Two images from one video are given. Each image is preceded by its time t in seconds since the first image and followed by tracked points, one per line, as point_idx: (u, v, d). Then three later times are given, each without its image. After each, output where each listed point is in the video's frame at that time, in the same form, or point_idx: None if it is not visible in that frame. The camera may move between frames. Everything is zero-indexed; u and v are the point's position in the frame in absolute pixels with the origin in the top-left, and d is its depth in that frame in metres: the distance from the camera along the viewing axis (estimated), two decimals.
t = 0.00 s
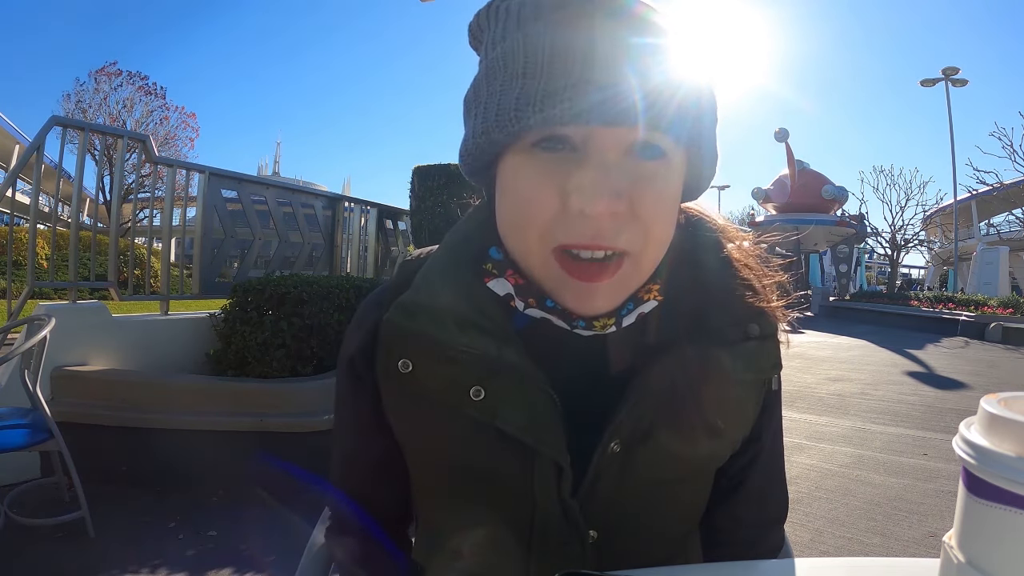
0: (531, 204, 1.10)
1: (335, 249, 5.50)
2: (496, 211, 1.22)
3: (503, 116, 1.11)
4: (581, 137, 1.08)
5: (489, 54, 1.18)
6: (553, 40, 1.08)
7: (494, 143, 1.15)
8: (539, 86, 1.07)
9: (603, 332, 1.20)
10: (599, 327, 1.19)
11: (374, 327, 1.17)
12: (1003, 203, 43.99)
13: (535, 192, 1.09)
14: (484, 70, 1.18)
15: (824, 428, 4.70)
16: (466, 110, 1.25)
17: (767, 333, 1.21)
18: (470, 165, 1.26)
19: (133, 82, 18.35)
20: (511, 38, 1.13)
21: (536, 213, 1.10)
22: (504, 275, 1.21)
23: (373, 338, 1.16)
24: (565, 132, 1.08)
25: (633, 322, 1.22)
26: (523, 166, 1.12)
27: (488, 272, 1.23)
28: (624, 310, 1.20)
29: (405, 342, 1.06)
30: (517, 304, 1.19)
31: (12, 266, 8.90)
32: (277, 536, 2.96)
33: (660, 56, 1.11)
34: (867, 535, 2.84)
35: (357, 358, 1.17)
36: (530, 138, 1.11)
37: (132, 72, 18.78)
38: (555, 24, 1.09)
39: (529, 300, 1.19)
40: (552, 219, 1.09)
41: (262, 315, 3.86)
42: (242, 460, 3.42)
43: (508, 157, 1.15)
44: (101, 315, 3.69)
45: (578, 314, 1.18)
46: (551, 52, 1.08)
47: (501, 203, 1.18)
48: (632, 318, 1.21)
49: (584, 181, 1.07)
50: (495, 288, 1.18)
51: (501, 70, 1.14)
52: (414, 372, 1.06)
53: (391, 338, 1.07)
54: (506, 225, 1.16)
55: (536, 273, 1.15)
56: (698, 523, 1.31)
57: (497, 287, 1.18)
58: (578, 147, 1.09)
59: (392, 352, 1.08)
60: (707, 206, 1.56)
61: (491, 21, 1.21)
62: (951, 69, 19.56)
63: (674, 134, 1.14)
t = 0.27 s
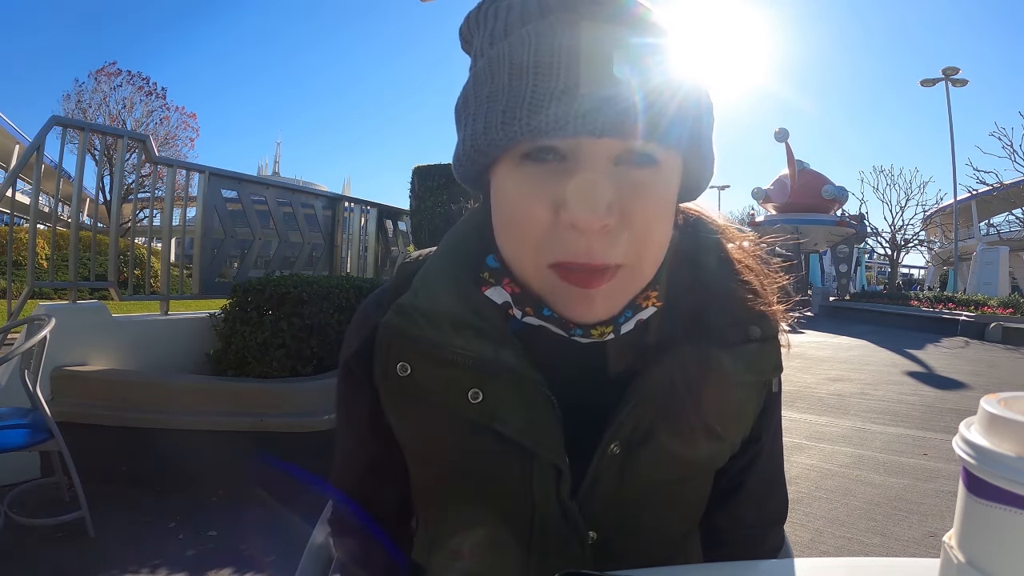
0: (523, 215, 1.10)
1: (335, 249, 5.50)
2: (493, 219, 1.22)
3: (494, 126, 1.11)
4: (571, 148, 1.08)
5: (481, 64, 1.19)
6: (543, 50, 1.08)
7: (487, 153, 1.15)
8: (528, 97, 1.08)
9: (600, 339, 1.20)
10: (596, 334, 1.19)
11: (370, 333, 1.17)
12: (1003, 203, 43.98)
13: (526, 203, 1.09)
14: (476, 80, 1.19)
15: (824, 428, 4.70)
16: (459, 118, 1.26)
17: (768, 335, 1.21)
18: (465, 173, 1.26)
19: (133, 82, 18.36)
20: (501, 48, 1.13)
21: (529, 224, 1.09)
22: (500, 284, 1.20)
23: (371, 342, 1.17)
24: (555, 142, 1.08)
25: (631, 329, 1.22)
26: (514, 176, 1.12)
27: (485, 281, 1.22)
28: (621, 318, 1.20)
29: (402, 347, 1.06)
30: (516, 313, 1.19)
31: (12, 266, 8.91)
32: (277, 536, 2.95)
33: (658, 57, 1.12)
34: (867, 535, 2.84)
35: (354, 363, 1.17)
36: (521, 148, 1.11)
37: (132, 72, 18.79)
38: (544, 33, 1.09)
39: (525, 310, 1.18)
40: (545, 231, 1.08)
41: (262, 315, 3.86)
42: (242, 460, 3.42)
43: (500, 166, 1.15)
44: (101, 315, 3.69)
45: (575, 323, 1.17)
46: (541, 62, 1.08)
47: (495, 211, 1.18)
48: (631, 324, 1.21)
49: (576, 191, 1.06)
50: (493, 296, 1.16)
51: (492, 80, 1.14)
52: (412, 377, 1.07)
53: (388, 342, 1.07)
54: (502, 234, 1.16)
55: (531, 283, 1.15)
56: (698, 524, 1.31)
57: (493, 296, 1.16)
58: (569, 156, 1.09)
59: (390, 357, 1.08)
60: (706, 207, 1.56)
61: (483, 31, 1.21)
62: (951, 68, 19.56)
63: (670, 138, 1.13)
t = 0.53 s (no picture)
0: (515, 209, 1.10)
1: (335, 249, 5.50)
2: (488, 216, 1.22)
3: (485, 121, 1.12)
4: (561, 140, 1.08)
5: (471, 64, 1.19)
6: (530, 46, 1.08)
7: (480, 148, 1.16)
8: (516, 93, 1.08)
9: (594, 334, 1.20)
10: (589, 328, 1.19)
11: (369, 329, 1.17)
12: (1003, 203, 43.98)
13: (517, 197, 1.10)
14: (468, 78, 1.19)
15: (824, 428, 4.70)
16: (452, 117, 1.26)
17: (766, 332, 1.21)
18: (459, 170, 1.27)
19: (133, 82, 18.37)
20: (490, 45, 1.14)
21: (521, 218, 1.10)
22: (494, 282, 1.20)
23: (371, 339, 1.17)
24: (545, 136, 1.09)
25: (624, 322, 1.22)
26: (506, 171, 1.12)
27: (481, 280, 1.22)
28: (614, 311, 1.20)
29: (400, 342, 1.06)
30: (511, 309, 1.19)
31: (12, 265, 8.91)
32: (277, 536, 2.95)
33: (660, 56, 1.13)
34: (866, 535, 2.84)
35: (353, 360, 1.17)
36: (512, 141, 1.12)
37: (132, 72, 18.79)
38: (531, 29, 1.09)
39: (518, 305, 1.19)
40: (536, 225, 1.08)
41: (262, 315, 3.86)
42: (241, 460, 3.42)
43: (492, 163, 1.16)
44: (101, 315, 3.69)
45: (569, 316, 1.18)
46: (528, 58, 1.08)
47: (489, 206, 1.18)
48: (625, 318, 1.22)
49: (569, 184, 1.06)
50: (488, 293, 1.17)
51: (482, 77, 1.14)
52: (411, 373, 1.06)
53: (389, 339, 1.07)
54: (496, 229, 1.16)
55: (524, 277, 1.15)
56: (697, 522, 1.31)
57: (490, 293, 1.17)
58: (560, 150, 1.09)
59: (389, 352, 1.08)
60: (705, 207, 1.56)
61: (474, 31, 1.21)
62: (951, 68, 19.56)
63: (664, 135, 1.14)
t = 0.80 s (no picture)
0: (517, 198, 1.10)
1: (335, 249, 5.50)
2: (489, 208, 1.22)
3: (490, 112, 1.12)
4: (564, 131, 1.08)
5: (477, 58, 1.19)
6: (536, 39, 1.09)
7: (484, 139, 1.15)
8: (520, 84, 1.08)
9: (590, 321, 1.20)
10: (585, 316, 1.19)
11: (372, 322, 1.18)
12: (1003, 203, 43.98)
13: (519, 186, 1.10)
14: (473, 72, 1.19)
15: (824, 428, 4.70)
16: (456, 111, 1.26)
17: (757, 322, 1.22)
18: (462, 163, 1.27)
19: (132, 82, 18.36)
20: (497, 38, 1.13)
21: (522, 207, 1.09)
22: (494, 270, 1.20)
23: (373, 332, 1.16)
24: (548, 126, 1.09)
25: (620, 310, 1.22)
26: (509, 161, 1.12)
27: (480, 267, 1.22)
28: (610, 299, 1.20)
29: (401, 332, 1.06)
30: (509, 297, 1.18)
31: (12, 265, 8.91)
32: (277, 536, 2.95)
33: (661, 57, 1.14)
34: (866, 535, 2.84)
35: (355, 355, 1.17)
36: (515, 132, 1.11)
37: (132, 72, 18.79)
38: (538, 24, 1.10)
39: (518, 293, 1.17)
40: (537, 213, 1.08)
41: (262, 315, 3.85)
42: (241, 460, 3.42)
43: (495, 154, 1.16)
44: (101, 315, 3.69)
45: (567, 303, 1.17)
46: (532, 50, 1.09)
47: (491, 197, 1.18)
48: (620, 306, 1.21)
49: (570, 173, 1.06)
50: (488, 280, 1.17)
51: (486, 70, 1.15)
52: (413, 363, 1.06)
53: (390, 332, 1.07)
54: (498, 220, 1.16)
55: (524, 265, 1.15)
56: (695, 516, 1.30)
57: (489, 280, 1.17)
58: (561, 140, 1.09)
59: (390, 343, 1.07)
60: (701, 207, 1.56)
61: (480, 25, 1.21)
62: (951, 68, 19.57)
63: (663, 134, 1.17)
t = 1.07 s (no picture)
0: (508, 204, 1.10)
1: (335, 249, 5.50)
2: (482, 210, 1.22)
3: (487, 118, 1.12)
4: (556, 141, 1.09)
5: (476, 64, 1.19)
6: (534, 48, 1.09)
7: (479, 146, 1.16)
8: (517, 92, 1.09)
9: (576, 322, 1.19)
10: (573, 317, 1.18)
11: (372, 320, 1.18)
12: (1003, 203, 43.98)
13: (511, 193, 1.10)
14: (472, 78, 1.19)
15: (824, 428, 4.70)
16: (455, 114, 1.26)
17: (751, 316, 1.22)
18: (459, 165, 1.27)
19: (133, 82, 18.37)
20: (496, 47, 1.14)
21: (513, 213, 1.10)
22: (485, 270, 1.20)
23: (373, 329, 1.17)
24: (542, 135, 1.09)
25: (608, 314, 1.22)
26: (504, 166, 1.12)
27: (474, 267, 1.22)
28: (598, 300, 1.20)
29: (401, 327, 1.07)
30: (499, 296, 1.18)
31: (12, 265, 8.91)
32: (277, 536, 2.96)
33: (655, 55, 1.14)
34: (866, 535, 2.84)
35: (355, 352, 1.18)
36: (509, 140, 1.12)
37: (132, 72, 18.79)
38: (536, 34, 1.10)
39: (506, 292, 1.17)
40: (527, 221, 1.08)
41: (262, 315, 3.86)
42: (241, 460, 3.42)
43: (490, 159, 1.16)
44: (101, 315, 3.69)
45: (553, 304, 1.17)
46: (530, 58, 1.09)
47: (484, 202, 1.18)
48: (607, 309, 1.21)
49: (560, 183, 1.07)
50: (481, 281, 1.17)
51: (486, 76, 1.15)
52: (412, 359, 1.07)
53: (389, 327, 1.08)
54: (490, 223, 1.16)
55: (513, 268, 1.14)
56: (693, 511, 1.30)
57: (480, 280, 1.17)
58: (553, 150, 1.09)
59: (391, 339, 1.08)
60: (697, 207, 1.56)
61: (481, 31, 1.21)
62: (951, 69, 19.58)
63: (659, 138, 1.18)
